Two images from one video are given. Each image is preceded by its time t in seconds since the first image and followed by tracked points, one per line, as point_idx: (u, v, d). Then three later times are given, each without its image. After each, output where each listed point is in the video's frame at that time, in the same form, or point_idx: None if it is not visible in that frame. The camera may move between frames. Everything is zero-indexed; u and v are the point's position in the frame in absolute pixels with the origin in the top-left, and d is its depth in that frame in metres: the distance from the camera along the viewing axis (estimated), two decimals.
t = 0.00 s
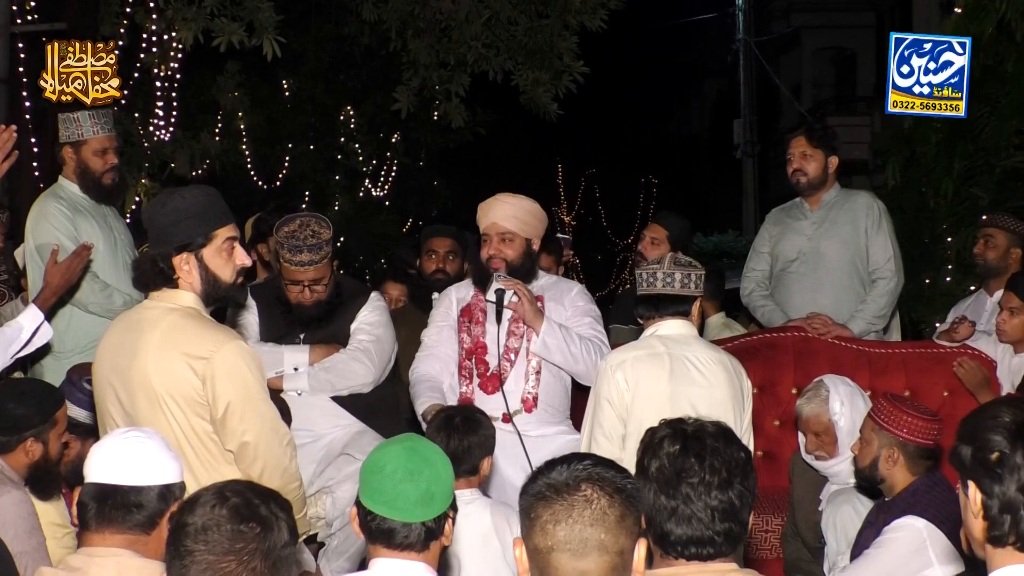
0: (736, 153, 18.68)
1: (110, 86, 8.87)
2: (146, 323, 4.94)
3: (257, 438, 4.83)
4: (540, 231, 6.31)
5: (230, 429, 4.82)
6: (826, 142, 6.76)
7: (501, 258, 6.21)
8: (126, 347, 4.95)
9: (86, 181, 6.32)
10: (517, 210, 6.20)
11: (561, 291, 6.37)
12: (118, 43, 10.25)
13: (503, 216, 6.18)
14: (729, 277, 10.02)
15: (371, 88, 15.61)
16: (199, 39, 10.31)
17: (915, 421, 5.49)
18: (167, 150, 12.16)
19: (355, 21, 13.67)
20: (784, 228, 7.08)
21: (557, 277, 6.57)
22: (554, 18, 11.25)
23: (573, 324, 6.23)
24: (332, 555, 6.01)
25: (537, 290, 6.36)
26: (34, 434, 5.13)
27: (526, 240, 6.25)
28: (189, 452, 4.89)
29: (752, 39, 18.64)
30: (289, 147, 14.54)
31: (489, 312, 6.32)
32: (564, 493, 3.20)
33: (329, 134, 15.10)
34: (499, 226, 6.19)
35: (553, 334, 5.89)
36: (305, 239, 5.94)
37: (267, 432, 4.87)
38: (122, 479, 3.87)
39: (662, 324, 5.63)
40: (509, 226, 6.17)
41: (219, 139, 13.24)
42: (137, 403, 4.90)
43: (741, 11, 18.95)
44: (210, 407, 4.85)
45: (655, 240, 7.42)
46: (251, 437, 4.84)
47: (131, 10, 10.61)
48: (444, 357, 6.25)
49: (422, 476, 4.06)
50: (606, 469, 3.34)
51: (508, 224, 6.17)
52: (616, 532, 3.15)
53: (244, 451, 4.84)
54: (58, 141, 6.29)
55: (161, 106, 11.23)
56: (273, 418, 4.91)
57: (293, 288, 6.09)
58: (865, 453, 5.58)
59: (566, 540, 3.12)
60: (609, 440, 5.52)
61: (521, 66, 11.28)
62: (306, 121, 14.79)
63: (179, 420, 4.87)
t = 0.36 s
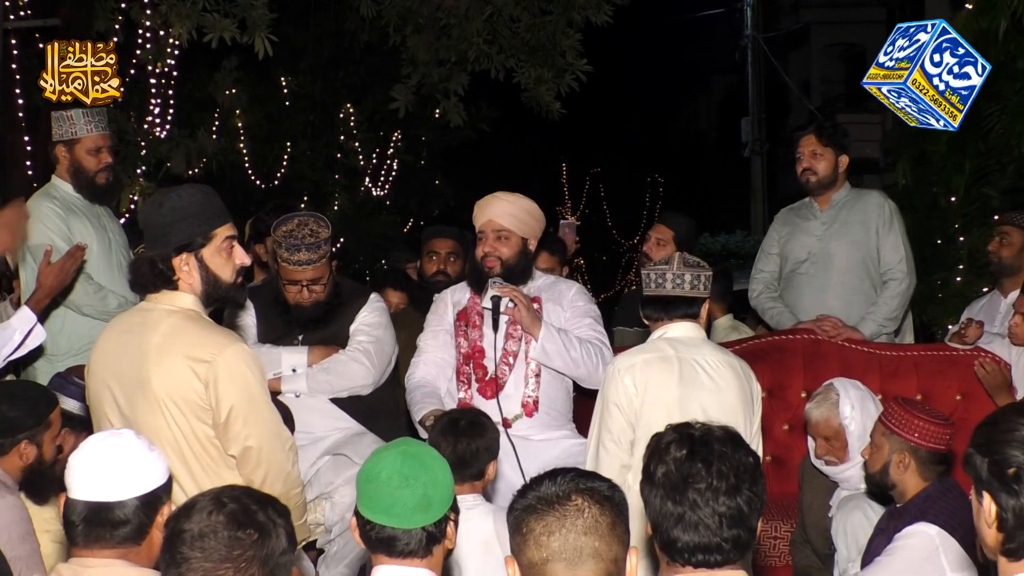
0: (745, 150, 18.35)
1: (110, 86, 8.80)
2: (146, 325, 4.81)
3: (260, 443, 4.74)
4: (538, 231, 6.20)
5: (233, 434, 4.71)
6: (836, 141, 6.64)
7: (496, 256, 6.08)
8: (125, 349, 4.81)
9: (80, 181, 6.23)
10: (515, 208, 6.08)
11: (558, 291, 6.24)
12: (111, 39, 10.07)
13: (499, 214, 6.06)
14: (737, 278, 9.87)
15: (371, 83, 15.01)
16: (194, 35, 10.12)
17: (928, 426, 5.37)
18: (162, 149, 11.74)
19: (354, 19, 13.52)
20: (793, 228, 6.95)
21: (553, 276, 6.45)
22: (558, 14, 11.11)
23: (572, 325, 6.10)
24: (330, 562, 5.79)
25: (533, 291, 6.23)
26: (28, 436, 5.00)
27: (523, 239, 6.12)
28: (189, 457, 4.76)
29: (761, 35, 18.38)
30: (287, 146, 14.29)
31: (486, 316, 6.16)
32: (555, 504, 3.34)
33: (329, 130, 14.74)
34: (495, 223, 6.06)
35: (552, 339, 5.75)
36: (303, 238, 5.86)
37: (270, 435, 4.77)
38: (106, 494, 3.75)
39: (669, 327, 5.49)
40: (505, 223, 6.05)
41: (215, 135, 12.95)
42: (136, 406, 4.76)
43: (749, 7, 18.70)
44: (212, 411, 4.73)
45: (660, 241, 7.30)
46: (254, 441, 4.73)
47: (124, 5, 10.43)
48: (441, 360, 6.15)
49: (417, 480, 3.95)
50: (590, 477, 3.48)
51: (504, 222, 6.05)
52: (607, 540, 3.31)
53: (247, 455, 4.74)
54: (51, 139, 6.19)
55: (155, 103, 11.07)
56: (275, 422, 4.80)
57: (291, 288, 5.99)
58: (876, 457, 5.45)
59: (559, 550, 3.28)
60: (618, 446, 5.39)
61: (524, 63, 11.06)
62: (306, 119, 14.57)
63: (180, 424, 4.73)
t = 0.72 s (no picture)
0: (753, 148, 18.06)
1: (110, 86, 8.68)
2: (142, 326, 4.69)
3: (257, 448, 4.61)
4: (538, 231, 6.07)
5: (229, 439, 4.58)
6: (848, 138, 6.51)
7: (496, 257, 5.96)
8: (120, 351, 4.69)
9: (73, 179, 6.12)
10: (515, 208, 5.96)
11: (560, 291, 6.11)
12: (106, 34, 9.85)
13: (500, 214, 5.94)
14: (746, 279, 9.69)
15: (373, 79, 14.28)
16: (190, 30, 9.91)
17: (941, 430, 5.23)
18: (158, 146, 11.41)
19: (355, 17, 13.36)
20: (803, 228, 6.82)
21: (556, 277, 6.32)
22: (562, 9, 10.67)
23: (573, 326, 5.97)
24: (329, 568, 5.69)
25: (534, 292, 6.10)
26: (17, 439, 4.90)
27: (523, 240, 5.99)
28: (184, 462, 4.63)
29: (770, 32, 18.10)
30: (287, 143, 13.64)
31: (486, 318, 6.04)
32: (558, 512, 3.22)
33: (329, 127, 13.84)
34: (495, 223, 5.94)
35: (552, 338, 5.63)
36: (301, 236, 5.75)
37: (267, 441, 4.64)
38: (96, 505, 3.63)
39: (679, 329, 5.38)
40: (505, 223, 5.92)
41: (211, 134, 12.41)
42: (131, 411, 4.64)
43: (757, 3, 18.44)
44: (208, 415, 4.61)
45: (665, 241, 7.16)
46: (251, 447, 4.60)
47: None
48: (441, 363, 6.02)
49: (415, 485, 3.84)
50: (595, 483, 3.36)
51: (504, 222, 5.92)
52: (612, 548, 3.20)
53: (244, 461, 4.60)
54: (45, 136, 6.09)
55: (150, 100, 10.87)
56: (273, 426, 4.67)
57: (289, 288, 5.87)
58: (888, 462, 5.32)
59: (563, 559, 3.17)
60: (627, 451, 5.26)
61: (525, 60, 10.64)
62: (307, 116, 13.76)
63: (176, 429, 4.61)
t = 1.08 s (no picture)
0: (761, 145, 17.83)
1: (110, 86, 8.62)
2: (136, 327, 4.58)
3: (253, 451, 4.49)
4: (539, 229, 5.94)
5: (225, 442, 4.47)
6: (857, 135, 6.40)
7: (499, 260, 5.83)
8: (114, 352, 4.58)
9: (68, 177, 6.05)
10: (516, 208, 5.82)
11: (564, 290, 6.00)
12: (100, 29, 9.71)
13: (500, 215, 5.80)
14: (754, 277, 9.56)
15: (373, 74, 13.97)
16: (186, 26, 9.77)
17: (953, 432, 5.09)
18: (154, 143, 11.36)
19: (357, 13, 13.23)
20: (812, 227, 6.70)
21: (560, 277, 6.20)
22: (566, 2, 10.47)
23: (576, 325, 5.84)
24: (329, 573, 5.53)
25: (537, 291, 5.98)
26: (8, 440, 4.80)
27: (525, 240, 5.88)
28: (180, 465, 4.53)
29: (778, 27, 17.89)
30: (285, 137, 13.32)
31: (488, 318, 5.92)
32: (570, 514, 3.10)
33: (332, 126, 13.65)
34: (496, 227, 5.81)
35: (553, 337, 5.51)
36: (300, 234, 5.63)
37: (264, 443, 4.52)
38: (88, 514, 3.51)
39: (686, 330, 5.26)
40: (506, 225, 5.80)
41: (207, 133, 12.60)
42: (126, 413, 4.53)
43: None
44: (204, 418, 4.49)
45: (669, 240, 7.04)
46: (248, 450, 4.49)
47: None
48: (442, 365, 5.89)
49: (419, 489, 3.77)
50: (608, 483, 3.23)
51: (505, 224, 5.80)
52: (626, 552, 3.09)
53: (240, 464, 4.49)
54: (39, 133, 6.02)
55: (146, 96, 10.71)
56: (270, 429, 4.56)
57: (287, 288, 5.76)
58: (899, 466, 5.19)
59: (575, 563, 3.05)
60: (634, 455, 5.14)
61: (530, 53, 10.43)
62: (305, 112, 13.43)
63: (171, 432, 4.50)
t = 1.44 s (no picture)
0: (768, 142, 17.53)
1: (110, 86, 8.56)
2: (130, 327, 4.46)
3: (249, 455, 4.39)
4: (541, 228, 5.83)
5: (221, 445, 4.36)
6: (866, 131, 6.28)
7: (501, 260, 5.72)
8: (107, 353, 4.47)
9: (61, 174, 5.99)
10: (517, 207, 5.70)
11: (564, 290, 5.89)
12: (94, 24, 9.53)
13: (500, 214, 5.69)
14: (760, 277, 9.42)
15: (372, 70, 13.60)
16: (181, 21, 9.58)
17: (964, 435, 4.97)
18: (148, 138, 10.83)
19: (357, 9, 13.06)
20: (820, 226, 6.58)
21: (561, 277, 6.09)
22: None
23: (576, 325, 5.73)
24: None
25: (538, 292, 5.87)
26: None
27: (526, 239, 5.77)
28: (175, 469, 4.42)
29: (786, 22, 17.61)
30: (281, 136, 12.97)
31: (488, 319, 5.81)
32: (582, 522, 3.01)
33: (331, 123, 13.30)
34: (496, 226, 5.70)
35: (552, 337, 5.41)
36: (299, 234, 5.52)
37: (261, 446, 4.41)
38: (82, 520, 3.39)
39: (691, 330, 5.15)
40: (507, 224, 5.69)
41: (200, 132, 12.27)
42: (119, 416, 4.42)
43: None
44: (199, 421, 4.38)
45: (672, 239, 6.93)
46: (244, 453, 4.38)
47: None
48: (440, 368, 5.80)
49: (418, 492, 3.67)
50: (626, 488, 3.15)
51: (506, 222, 5.69)
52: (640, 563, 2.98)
53: (236, 468, 4.38)
54: (32, 129, 5.97)
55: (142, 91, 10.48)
56: (266, 432, 4.45)
57: (285, 288, 5.64)
58: (908, 469, 5.05)
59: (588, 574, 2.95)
60: (638, 459, 5.02)
61: (532, 48, 10.03)
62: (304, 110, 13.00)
63: (165, 435, 4.39)
